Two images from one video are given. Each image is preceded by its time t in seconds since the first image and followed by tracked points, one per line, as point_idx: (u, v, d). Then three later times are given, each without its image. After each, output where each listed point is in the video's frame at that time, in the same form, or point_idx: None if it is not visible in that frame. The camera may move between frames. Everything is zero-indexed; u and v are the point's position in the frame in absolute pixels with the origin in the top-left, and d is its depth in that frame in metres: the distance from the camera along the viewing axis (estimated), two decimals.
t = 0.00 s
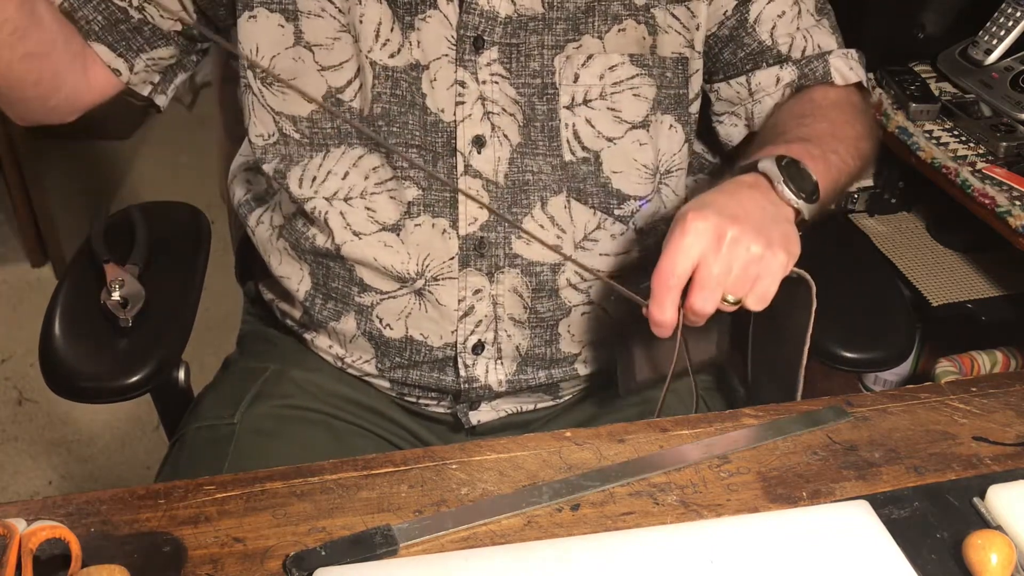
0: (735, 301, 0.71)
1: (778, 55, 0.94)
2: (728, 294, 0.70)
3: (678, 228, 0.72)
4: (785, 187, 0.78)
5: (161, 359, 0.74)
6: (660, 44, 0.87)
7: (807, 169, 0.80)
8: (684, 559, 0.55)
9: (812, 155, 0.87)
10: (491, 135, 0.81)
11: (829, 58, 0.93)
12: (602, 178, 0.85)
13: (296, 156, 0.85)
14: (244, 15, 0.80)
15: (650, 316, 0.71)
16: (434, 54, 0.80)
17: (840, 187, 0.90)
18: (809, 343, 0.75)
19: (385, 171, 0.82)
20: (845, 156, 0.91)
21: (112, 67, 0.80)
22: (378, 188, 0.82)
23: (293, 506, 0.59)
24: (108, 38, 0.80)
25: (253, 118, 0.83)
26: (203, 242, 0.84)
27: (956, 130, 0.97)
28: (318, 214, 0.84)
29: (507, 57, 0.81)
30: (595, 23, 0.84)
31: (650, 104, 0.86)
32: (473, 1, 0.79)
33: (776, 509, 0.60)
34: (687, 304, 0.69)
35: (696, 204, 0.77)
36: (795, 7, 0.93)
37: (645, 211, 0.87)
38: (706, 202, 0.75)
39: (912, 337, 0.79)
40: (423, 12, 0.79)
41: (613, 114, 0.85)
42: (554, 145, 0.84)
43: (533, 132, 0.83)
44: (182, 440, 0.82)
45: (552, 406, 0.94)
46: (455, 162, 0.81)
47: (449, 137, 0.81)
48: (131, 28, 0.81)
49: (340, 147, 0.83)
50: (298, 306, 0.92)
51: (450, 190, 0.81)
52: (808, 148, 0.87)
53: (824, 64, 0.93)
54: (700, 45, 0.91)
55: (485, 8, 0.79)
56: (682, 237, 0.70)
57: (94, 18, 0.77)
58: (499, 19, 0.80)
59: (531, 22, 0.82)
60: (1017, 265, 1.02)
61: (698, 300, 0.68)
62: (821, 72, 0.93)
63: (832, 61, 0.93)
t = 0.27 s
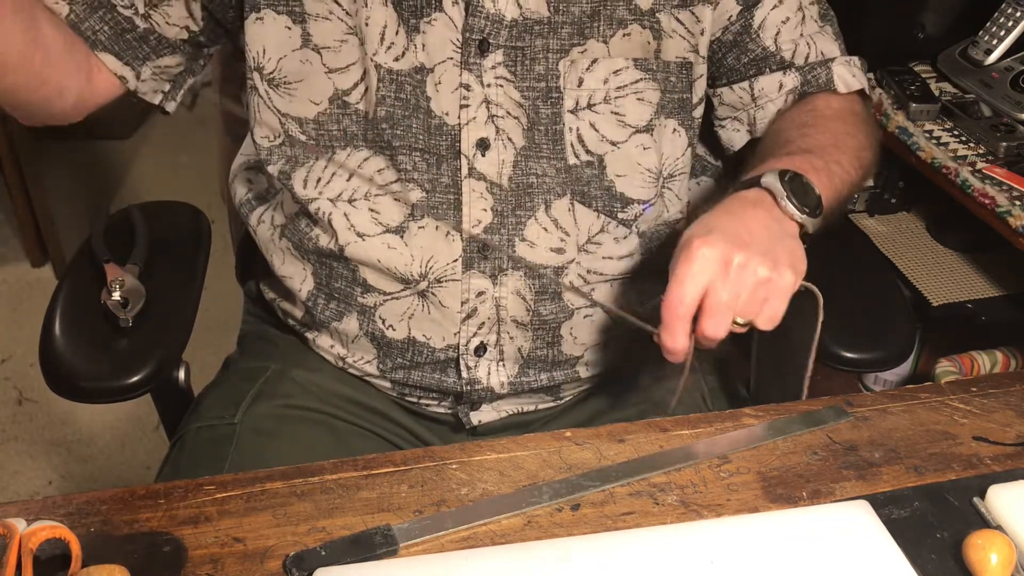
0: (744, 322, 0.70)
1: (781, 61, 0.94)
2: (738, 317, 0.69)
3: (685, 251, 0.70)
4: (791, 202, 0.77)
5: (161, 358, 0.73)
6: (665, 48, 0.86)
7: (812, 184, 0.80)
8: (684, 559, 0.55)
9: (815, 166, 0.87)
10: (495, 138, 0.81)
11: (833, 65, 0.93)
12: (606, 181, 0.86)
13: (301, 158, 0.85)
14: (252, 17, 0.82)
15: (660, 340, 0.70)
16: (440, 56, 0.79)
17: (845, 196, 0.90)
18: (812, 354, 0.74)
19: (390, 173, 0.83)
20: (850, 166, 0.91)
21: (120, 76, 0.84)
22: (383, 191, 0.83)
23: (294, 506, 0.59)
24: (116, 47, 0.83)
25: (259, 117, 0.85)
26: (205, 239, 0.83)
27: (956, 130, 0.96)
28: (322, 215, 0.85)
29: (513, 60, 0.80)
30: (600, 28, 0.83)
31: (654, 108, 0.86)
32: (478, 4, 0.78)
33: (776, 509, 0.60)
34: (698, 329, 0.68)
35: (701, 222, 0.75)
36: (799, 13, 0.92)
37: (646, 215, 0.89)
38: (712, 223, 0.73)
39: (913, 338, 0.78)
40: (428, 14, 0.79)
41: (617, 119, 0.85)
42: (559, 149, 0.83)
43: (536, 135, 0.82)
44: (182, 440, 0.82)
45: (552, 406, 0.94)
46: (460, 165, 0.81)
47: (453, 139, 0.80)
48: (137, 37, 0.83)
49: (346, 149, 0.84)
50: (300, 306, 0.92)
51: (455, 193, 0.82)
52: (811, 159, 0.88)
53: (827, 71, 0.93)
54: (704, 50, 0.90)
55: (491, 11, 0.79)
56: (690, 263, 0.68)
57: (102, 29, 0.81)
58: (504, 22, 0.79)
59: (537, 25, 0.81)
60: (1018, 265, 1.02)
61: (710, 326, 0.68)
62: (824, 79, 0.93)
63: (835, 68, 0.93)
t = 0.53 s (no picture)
0: (721, 333, 0.72)
1: (783, 71, 0.94)
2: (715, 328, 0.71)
3: (665, 263, 0.71)
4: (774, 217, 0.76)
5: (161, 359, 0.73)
6: (666, 56, 0.87)
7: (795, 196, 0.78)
8: (684, 559, 0.55)
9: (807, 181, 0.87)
10: (497, 143, 0.81)
11: (833, 76, 0.93)
12: (608, 186, 0.86)
13: (303, 160, 0.85)
14: (242, 21, 0.81)
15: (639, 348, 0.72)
16: (442, 63, 0.80)
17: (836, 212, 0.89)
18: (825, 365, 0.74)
19: (392, 175, 0.83)
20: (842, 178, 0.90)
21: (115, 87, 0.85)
22: (383, 193, 0.83)
23: (294, 506, 0.59)
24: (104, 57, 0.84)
25: (258, 122, 0.85)
26: (205, 240, 0.83)
27: (956, 130, 0.96)
28: (323, 217, 0.84)
29: (515, 66, 0.81)
30: (603, 35, 0.83)
31: (654, 115, 0.86)
32: (481, 10, 0.78)
33: (776, 509, 0.60)
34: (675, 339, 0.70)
35: (684, 231, 0.76)
36: (802, 22, 0.92)
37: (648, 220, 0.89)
38: (694, 233, 0.74)
39: (913, 338, 0.78)
40: (430, 20, 0.79)
41: (618, 125, 0.85)
42: (559, 155, 0.84)
43: (537, 141, 0.83)
44: (182, 441, 0.82)
45: (552, 407, 0.94)
46: (461, 168, 0.81)
47: (455, 144, 0.81)
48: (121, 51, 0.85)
49: (344, 150, 0.84)
50: (300, 306, 0.92)
51: (457, 195, 0.82)
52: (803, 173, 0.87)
53: (828, 82, 0.93)
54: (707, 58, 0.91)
55: (494, 17, 0.79)
56: (668, 276, 0.69)
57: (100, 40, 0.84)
58: (507, 28, 0.80)
59: (539, 31, 0.81)
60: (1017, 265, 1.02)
61: (686, 338, 0.69)
62: (825, 90, 0.93)
63: (837, 79, 0.93)
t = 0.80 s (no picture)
0: (692, 337, 0.72)
1: (776, 74, 0.93)
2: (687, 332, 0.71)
3: (638, 264, 0.71)
4: (752, 223, 0.77)
5: (161, 358, 0.72)
6: (662, 57, 0.87)
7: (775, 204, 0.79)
8: (683, 559, 0.55)
9: (793, 187, 0.88)
10: (494, 144, 0.81)
11: (827, 80, 0.93)
12: (606, 186, 0.86)
13: (302, 159, 0.86)
14: (238, 25, 0.82)
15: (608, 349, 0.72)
16: (438, 65, 0.80)
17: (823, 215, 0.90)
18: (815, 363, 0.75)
19: (390, 173, 0.83)
20: (829, 182, 0.91)
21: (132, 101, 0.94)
22: (381, 191, 0.83)
23: (294, 507, 0.59)
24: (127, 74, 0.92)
25: (257, 124, 0.86)
26: (203, 241, 0.84)
27: (956, 130, 0.96)
28: (322, 216, 0.84)
29: (511, 68, 0.81)
30: (599, 37, 0.83)
31: (652, 115, 0.86)
32: (478, 13, 0.78)
33: (776, 509, 0.60)
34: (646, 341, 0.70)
35: (658, 235, 0.76)
36: (797, 25, 0.92)
37: (647, 219, 0.89)
38: (668, 236, 0.75)
39: (913, 337, 0.78)
40: (427, 23, 0.79)
41: (615, 126, 0.85)
42: (557, 155, 0.84)
43: (535, 142, 0.83)
44: (182, 441, 0.82)
45: (551, 406, 0.94)
46: (459, 168, 0.82)
47: (453, 145, 0.81)
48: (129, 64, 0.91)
49: (340, 148, 0.84)
50: (299, 306, 0.92)
51: (456, 195, 0.82)
52: (789, 178, 0.89)
53: (822, 86, 0.93)
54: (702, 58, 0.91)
55: (491, 20, 0.79)
56: (641, 276, 0.69)
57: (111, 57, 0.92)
58: (504, 30, 0.80)
59: (536, 33, 0.81)
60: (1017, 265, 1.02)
61: (657, 340, 0.69)
62: (818, 94, 0.93)
63: (830, 83, 0.93)
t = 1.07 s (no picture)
0: (677, 334, 0.72)
1: (772, 76, 0.93)
2: (672, 329, 0.71)
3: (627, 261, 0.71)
4: (742, 223, 0.78)
5: (161, 361, 0.72)
6: (661, 57, 0.87)
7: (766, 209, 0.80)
8: (684, 559, 0.55)
9: (784, 189, 0.88)
10: (493, 142, 0.81)
11: (823, 84, 0.93)
12: (605, 184, 0.86)
13: (302, 157, 0.86)
14: (247, 21, 0.82)
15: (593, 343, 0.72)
16: (437, 64, 0.80)
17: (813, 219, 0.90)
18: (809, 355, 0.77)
19: (389, 172, 0.83)
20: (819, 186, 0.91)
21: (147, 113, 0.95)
22: (381, 189, 0.83)
23: (294, 506, 0.59)
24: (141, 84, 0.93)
25: (257, 122, 0.86)
26: (203, 243, 0.84)
27: (956, 130, 0.96)
28: (322, 214, 0.84)
29: (510, 67, 0.81)
30: (598, 37, 0.83)
31: (650, 115, 0.86)
32: (477, 12, 0.78)
33: (776, 509, 0.60)
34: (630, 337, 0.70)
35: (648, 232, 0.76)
36: (794, 27, 0.92)
37: (646, 219, 0.89)
38: (658, 233, 0.74)
39: (913, 336, 0.78)
40: (427, 22, 0.79)
41: (613, 125, 0.85)
42: (557, 153, 0.84)
43: (534, 141, 0.83)
44: (182, 441, 0.82)
45: (551, 406, 0.94)
46: (459, 166, 0.81)
47: (452, 143, 0.81)
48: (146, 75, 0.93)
49: (339, 146, 0.84)
50: (299, 305, 0.92)
51: (455, 193, 0.82)
52: (781, 180, 0.89)
53: (817, 89, 0.93)
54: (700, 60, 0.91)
55: (489, 18, 0.79)
56: (629, 273, 0.69)
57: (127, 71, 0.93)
58: (503, 30, 0.80)
59: (535, 33, 0.81)
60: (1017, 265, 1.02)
61: (642, 336, 0.69)
62: (813, 98, 0.93)
63: (826, 87, 0.93)
